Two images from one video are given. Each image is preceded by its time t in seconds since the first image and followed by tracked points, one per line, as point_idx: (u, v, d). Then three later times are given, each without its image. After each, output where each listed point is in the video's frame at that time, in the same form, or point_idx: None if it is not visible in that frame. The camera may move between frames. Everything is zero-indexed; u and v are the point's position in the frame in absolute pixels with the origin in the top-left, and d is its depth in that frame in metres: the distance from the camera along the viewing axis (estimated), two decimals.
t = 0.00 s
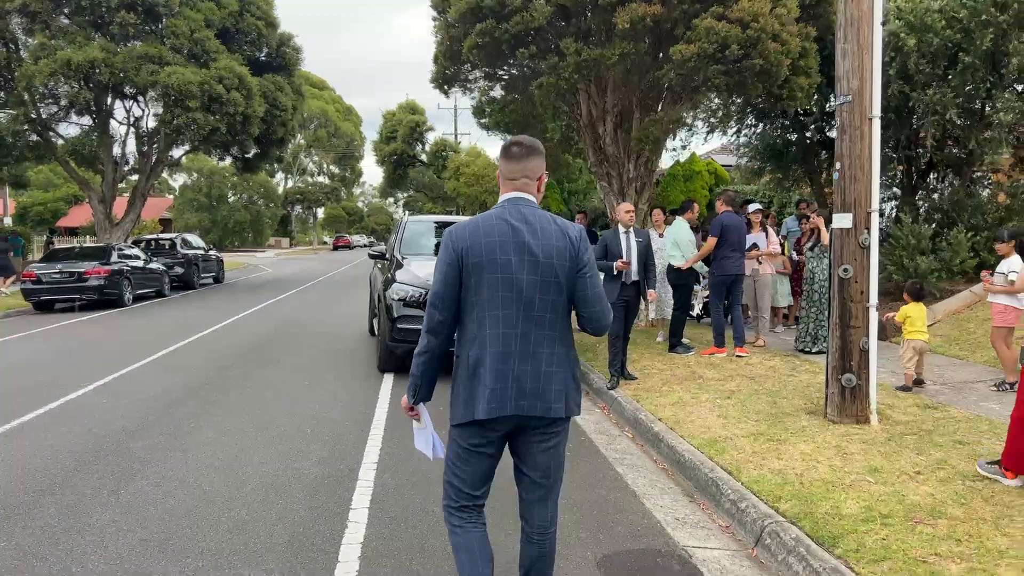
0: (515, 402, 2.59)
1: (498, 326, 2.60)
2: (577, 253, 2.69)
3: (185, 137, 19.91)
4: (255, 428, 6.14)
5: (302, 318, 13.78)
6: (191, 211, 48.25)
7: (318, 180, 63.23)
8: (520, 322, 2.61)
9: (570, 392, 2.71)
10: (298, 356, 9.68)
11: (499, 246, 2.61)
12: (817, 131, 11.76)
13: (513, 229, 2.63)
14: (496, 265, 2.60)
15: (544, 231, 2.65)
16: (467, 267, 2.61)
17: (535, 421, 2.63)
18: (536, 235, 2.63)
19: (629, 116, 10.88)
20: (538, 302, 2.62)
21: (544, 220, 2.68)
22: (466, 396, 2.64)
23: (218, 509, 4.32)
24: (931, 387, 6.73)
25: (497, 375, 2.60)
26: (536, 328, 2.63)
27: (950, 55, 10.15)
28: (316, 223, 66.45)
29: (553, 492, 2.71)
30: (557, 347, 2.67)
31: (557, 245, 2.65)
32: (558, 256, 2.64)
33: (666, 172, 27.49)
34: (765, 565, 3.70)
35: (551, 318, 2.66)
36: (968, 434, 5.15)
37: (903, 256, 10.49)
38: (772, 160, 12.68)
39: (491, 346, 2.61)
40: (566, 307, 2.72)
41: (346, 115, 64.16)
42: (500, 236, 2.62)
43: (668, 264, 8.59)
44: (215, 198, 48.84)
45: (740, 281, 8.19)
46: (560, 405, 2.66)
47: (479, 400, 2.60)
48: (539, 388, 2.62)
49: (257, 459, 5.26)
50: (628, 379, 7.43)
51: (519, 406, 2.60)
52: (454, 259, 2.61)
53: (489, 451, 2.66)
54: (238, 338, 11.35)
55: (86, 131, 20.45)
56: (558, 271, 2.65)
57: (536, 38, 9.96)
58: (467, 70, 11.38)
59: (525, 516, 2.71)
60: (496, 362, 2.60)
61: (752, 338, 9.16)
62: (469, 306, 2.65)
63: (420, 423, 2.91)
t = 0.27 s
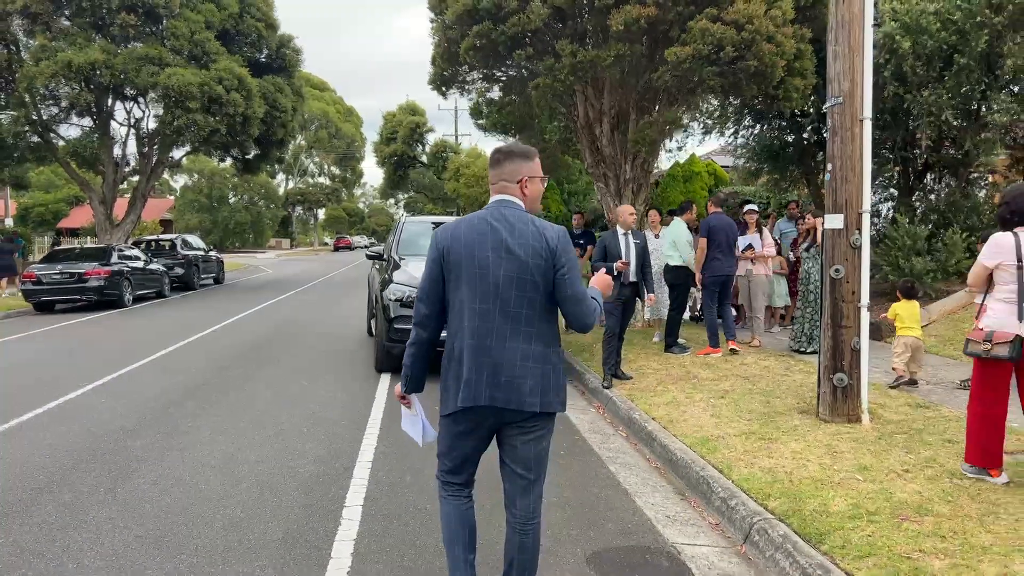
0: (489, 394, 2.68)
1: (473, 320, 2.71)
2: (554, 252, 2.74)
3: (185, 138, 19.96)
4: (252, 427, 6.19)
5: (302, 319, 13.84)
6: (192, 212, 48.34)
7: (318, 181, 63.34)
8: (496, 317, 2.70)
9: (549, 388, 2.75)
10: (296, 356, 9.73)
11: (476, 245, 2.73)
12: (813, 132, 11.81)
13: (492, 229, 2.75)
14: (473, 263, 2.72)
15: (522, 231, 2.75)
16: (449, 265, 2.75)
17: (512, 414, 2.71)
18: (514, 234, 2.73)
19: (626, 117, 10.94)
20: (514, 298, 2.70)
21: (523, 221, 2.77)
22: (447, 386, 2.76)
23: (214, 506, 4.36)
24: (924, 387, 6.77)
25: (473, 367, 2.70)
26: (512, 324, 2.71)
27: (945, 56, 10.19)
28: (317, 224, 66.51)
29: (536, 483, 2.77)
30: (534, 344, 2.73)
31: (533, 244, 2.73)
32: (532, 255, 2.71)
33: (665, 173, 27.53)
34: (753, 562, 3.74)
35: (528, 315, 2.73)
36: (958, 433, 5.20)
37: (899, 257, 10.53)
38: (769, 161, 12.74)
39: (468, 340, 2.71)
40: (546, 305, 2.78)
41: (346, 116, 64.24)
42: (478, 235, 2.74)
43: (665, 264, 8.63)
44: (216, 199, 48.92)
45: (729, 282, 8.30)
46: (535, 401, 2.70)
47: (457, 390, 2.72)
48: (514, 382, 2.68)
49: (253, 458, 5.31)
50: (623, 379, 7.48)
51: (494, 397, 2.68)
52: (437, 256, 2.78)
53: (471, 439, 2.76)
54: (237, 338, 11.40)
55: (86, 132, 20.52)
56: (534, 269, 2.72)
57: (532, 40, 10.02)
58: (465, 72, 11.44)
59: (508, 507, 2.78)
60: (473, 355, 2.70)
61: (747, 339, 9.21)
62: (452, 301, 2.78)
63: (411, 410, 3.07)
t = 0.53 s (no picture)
0: (473, 390, 2.74)
1: (458, 319, 2.78)
2: (535, 252, 2.80)
3: (186, 138, 20.02)
4: (250, 425, 6.23)
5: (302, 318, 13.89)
6: (193, 211, 48.41)
7: (320, 180, 63.40)
8: (480, 315, 2.77)
9: (533, 384, 2.80)
10: (296, 355, 9.78)
11: (460, 247, 2.80)
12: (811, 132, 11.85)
13: (475, 231, 2.82)
14: (457, 264, 2.79)
15: (504, 232, 2.81)
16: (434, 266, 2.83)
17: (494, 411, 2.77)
18: (496, 235, 2.80)
19: (625, 118, 11.00)
20: (497, 297, 2.77)
21: (506, 223, 2.84)
22: (434, 384, 2.83)
23: (212, 503, 4.41)
24: (919, 386, 6.81)
25: (458, 364, 2.76)
26: (496, 322, 2.78)
27: (942, 57, 10.21)
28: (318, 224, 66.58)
29: (519, 473, 2.83)
30: (518, 341, 2.79)
31: (515, 245, 2.79)
32: (514, 256, 2.77)
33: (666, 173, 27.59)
34: (744, 558, 3.78)
35: (512, 314, 2.79)
36: (951, 432, 5.24)
37: (897, 257, 10.55)
38: (768, 161, 12.78)
39: (452, 338, 2.78)
40: (529, 304, 2.84)
41: (348, 115, 64.29)
42: (463, 237, 2.82)
43: (664, 263, 8.71)
44: (217, 198, 48.99)
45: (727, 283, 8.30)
46: (520, 395, 2.76)
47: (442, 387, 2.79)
48: (499, 378, 2.74)
49: (252, 455, 5.35)
50: (620, 378, 7.52)
51: (480, 393, 2.75)
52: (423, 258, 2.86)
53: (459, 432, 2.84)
54: (238, 337, 11.45)
55: (88, 132, 20.58)
56: (517, 269, 2.79)
57: (531, 40, 10.06)
58: (464, 72, 11.48)
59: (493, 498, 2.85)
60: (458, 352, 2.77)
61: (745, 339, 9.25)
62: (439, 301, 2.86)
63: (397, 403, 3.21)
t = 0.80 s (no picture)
0: (480, 379, 2.88)
1: (463, 312, 2.90)
2: (528, 246, 3.04)
3: (187, 137, 20.05)
4: (251, 423, 6.25)
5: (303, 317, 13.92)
6: (195, 210, 48.43)
7: (321, 180, 63.43)
8: (482, 308, 2.93)
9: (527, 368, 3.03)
10: (297, 354, 9.80)
11: (462, 243, 2.92)
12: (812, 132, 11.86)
13: (473, 227, 2.96)
14: (459, 259, 2.91)
15: (500, 229, 2.99)
16: (435, 262, 2.90)
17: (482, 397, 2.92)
18: (494, 232, 2.97)
19: (625, 117, 11.01)
20: (497, 290, 2.95)
21: (499, 220, 3.02)
22: (436, 375, 2.91)
23: (212, 501, 4.43)
24: (918, 385, 6.82)
25: (465, 356, 2.88)
26: (496, 313, 2.96)
27: (943, 56, 10.21)
28: (319, 223, 66.62)
29: (504, 457, 3.00)
30: (514, 329, 3.00)
31: (512, 241, 3.00)
32: (512, 251, 2.98)
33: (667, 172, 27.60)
34: (742, 556, 3.79)
35: (508, 305, 2.99)
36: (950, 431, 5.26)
37: (898, 256, 10.54)
38: (769, 161, 12.80)
39: (457, 331, 2.90)
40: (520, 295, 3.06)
41: (349, 114, 64.29)
42: (462, 233, 2.93)
43: (664, 262, 8.71)
44: (219, 197, 49.04)
45: (730, 282, 8.34)
46: (520, 381, 2.97)
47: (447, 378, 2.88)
48: (504, 366, 2.92)
49: (252, 454, 5.38)
50: (620, 377, 7.53)
51: (485, 382, 2.90)
52: (421, 253, 2.90)
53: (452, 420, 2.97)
54: (239, 336, 11.48)
55: (89, 131, 20.61)
56: (513, 263, 3.00)
57: (531, 40, 10.07)
58: (464, 71, 11.49)
59: (480, 480, 3.00)
60: (464, 344, 2.89)
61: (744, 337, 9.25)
62: (438, 297, 2.94)
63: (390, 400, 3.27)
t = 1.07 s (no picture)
0: (503, 372, 3.15)
1: (481, 312, 3.12)
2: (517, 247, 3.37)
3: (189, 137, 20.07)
4: (253, 423, 6.27)
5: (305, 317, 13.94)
6: (196, 210, 48.44)
7: (323, 180, 63.42)
8: (495, 306, 3.19)
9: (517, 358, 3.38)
10: (298, 354, 9.82)
11: (477, 245, 3.12)
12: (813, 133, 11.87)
13: (481, 229, 3.16)
14: (476, 262, 3.10)
15: (500, 232, 3.26)
16: (458, 266, 3.05)
17: (483, 395, 3.13)
18: (497, 235, 3.23)
19: (626, 118, 11.04)
20: (502, 289, 3.23)
21: (495, 223, 3.27)
22: (463, 374, 3.06)
23: (215, 502, 4.44)
24: (918, 386, 6.83)
25: (485, 354, 3.11)
26: (500, 311, 3.23)
27: (944, 57, 10.22)
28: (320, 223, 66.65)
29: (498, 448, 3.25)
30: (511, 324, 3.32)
31: (509, 243, 3.30)
32: (510, 252, 3.28)
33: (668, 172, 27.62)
34: (743, 557, 3.80)
35: (506, 302, 3.29)
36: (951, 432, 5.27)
37: (899, 257, 10.54)
38: (770, 162, 12.82)
39: (477, 331, 3.11)
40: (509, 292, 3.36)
41: (350, 115, 64.32)
42: (475, 236, 3.12)
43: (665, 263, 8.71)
44: (220, 197, 49.07)
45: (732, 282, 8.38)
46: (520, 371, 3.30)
47: (477, 376, 3.07)
48: (513, 360, 3.22)
49: (254, 454, 5.39)
50: (621, 377, 7.55)
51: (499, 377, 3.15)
52: (447, 257, 3.02)
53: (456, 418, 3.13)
54: (240, 336, 11.50)
55: (91, 131, 20.63)
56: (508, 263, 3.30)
57: (533, 40, 10.09)
58: (466, 72, 11.50)
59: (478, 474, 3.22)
60: (483, 342, 3.12)
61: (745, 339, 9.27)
62: (457, 299, 3.08)
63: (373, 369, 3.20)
